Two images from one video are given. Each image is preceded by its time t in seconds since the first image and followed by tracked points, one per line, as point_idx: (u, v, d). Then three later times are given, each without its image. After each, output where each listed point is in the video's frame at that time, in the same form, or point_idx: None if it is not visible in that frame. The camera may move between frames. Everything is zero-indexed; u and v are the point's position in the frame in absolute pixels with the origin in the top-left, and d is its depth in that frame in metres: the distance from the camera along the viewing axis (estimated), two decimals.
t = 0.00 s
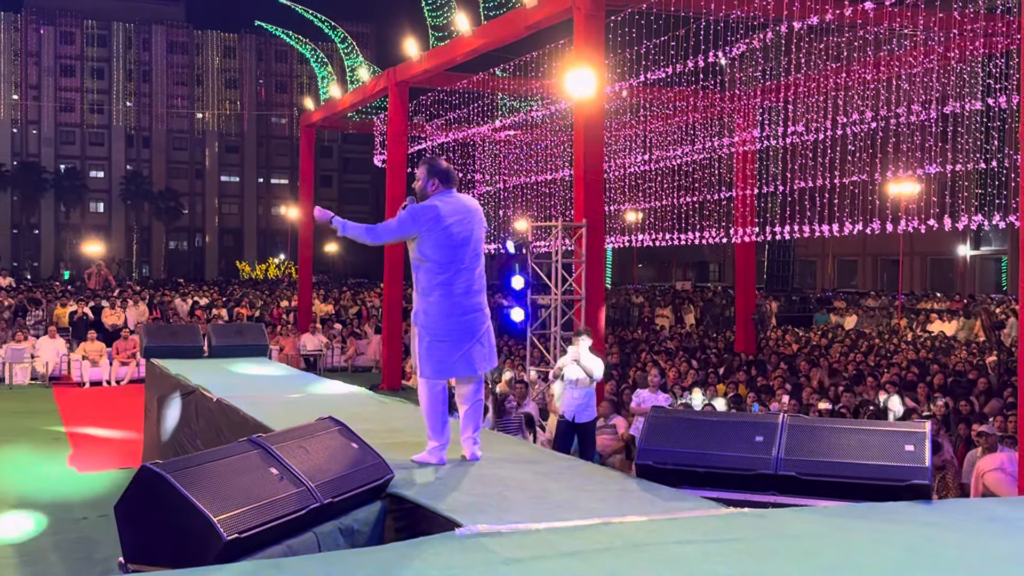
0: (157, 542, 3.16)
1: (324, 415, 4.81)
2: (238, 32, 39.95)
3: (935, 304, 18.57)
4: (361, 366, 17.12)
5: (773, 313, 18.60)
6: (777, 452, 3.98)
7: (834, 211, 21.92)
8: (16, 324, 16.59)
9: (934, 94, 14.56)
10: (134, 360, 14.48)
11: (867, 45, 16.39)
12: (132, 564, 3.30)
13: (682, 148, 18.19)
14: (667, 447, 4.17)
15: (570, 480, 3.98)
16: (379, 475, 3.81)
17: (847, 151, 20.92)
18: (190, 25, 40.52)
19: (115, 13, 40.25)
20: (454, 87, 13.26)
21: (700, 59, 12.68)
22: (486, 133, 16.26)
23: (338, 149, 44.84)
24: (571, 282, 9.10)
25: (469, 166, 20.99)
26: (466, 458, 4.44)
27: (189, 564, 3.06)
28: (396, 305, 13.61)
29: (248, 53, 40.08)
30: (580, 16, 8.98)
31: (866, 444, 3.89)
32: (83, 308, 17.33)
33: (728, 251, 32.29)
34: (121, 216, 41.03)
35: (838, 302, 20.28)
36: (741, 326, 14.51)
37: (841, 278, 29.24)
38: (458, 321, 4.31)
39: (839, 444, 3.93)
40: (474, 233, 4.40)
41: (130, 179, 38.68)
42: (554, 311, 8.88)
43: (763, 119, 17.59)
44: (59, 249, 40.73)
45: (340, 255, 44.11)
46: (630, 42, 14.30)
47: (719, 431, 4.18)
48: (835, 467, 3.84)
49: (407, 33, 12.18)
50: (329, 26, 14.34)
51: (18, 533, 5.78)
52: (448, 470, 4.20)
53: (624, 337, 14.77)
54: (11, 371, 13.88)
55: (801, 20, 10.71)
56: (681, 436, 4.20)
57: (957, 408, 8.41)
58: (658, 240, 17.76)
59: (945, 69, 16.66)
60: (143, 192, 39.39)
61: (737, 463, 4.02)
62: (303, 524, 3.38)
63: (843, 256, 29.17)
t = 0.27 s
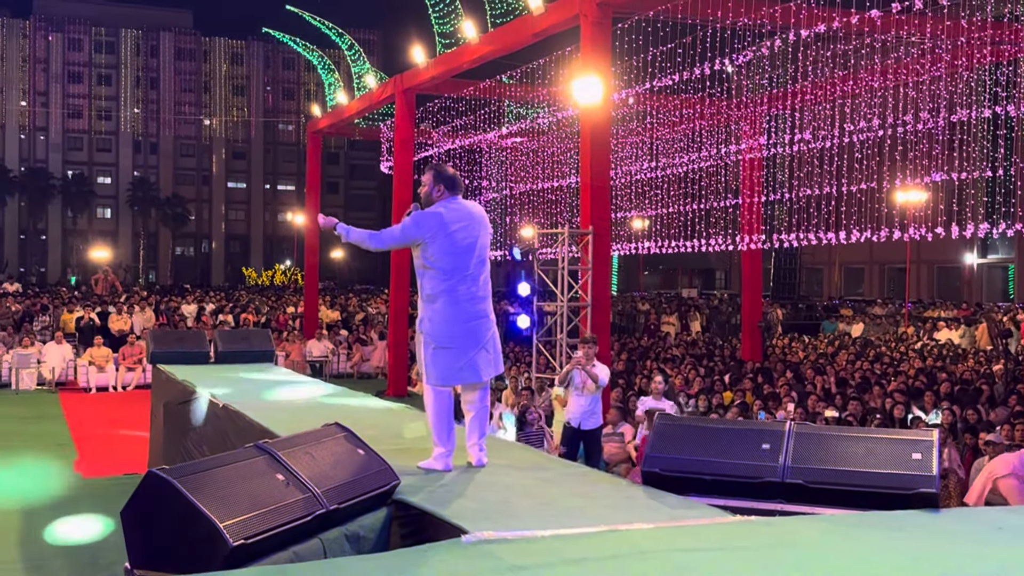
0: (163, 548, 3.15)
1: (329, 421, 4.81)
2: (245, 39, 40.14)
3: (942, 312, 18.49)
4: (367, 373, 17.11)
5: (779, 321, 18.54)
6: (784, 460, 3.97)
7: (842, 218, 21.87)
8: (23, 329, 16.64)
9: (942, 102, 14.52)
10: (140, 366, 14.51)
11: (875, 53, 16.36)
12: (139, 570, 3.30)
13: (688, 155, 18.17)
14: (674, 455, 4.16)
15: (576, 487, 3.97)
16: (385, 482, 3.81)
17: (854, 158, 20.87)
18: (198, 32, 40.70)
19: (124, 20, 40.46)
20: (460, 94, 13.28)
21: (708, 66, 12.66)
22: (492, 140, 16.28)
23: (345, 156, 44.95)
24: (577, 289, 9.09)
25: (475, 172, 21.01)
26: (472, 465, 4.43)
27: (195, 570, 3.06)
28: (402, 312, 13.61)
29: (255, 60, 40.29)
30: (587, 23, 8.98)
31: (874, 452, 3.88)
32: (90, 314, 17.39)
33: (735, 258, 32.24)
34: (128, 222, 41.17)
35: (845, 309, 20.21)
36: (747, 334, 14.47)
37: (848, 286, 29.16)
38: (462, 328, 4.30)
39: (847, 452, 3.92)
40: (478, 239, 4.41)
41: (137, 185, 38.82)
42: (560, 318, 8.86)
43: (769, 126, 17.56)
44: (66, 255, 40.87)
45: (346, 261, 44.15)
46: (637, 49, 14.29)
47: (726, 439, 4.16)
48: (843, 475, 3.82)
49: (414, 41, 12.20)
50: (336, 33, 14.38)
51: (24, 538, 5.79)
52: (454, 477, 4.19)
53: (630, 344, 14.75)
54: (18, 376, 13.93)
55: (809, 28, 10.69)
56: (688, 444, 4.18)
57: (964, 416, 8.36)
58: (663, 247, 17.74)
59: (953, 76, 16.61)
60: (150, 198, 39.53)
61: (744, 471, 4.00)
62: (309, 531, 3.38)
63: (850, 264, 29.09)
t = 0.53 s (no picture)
0: (166, 550, 3.15)
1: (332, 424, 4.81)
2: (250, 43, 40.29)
3: (945, 317, 18.47)
4: (370, 376, 17.12)
5: (783, 325, 18.52)
6: (787, 464, 3.96)
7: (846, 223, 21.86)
8: (26, 332, 16.66)
9: (945, 106, 14.52)
10: (143, 369, 14.52)
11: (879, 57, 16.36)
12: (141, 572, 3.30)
13: (692, 160, 18.17)
14: (677, 459, 4.17)
15: (579, 491, 3.96)
16: (387, 485, 3.80)
17: (858, 162, 20.86)
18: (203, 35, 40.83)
19: (128, 24, 40.56)
20: (464, 97, 13.30)
21: (712, 71, 12.66)
22: (495, 144, 16.31)
23: (348, 159, 45.04)
24: (580, 293, 9.09)
25: (478, 176, 21.03)
26: (475, 467, 4.43)
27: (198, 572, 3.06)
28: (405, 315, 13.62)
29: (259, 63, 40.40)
30: (591, 26, 8.98)
31: (877, 457, 3.87)
32: (93, 317, 17.41)
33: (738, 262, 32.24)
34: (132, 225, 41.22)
35: (848, 314, 20.19)
36: (751, 339, 14.44)
37: (851, 291, 29.14)
38: (465, 331, 4.30)
39: (851, 456, 3.91)
40: (481, 241, 4.40)
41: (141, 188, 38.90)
42: (563, 322, 8.85)
43: (773, 131, 17.55)
44: (70, 257, 40.92)
45: (349, 265, 44.19)
46: (641, 54, 14.30)
47: (730, 442, 4.16)
48: (846, 479, 3.82)
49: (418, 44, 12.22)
50: (340, 37, 14.41)
51: (27, 540, 5.80)
52: (457, 480, 4.19)
53: (633, 348, 14.76)
54: (22, 378, 13.95)
55: (813, 32, 10.72)
56: (691, 448, 4.18)
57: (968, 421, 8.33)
58: (666, 251, 17.74)
59: (957, 81, 16.60)
60: (154, 201, 39.59)
61: (748, 475, 4.00)
62: (312, 532, 3.37)
63: (853, 269, 29.06)
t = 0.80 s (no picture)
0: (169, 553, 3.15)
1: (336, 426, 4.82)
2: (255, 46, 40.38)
3: (949, 322, 18.42)
4: (373, 379, 17.12)
5: (786, 330, 18.48)
6: (792, 469, 3.95)
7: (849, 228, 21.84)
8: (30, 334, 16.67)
9: (950, 110, 14.49)
10: (147, 371, 14.51)
11: (883, 61, 16.33)
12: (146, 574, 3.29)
13: (695, 164, 18.14)
14: (681, 463, 4.16)
15: (582, 494, 3.96)
16: (390, 488, 3.80)
17: (862, 166, 20.84)
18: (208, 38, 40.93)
19: (133, 27, 40.64)
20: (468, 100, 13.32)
21: (716, 74, 12.64)
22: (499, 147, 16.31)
23: (352, 162, 45.10)
24: (583, 297, 9.08)
25: (482, 179, 21.05)
26: (477, 470, 4.43)
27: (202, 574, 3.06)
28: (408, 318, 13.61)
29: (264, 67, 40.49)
30: (595, 31, 8.98)
31: (882, 462, 3.86)
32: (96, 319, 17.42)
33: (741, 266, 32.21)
34: (136, 228, 41.23)
35: (852, 319, 20.14)
36: (754, 343, 14.42)
37: (855, 295, 29.10)
38: (467, 333, 4.30)
39: (855, 461, 3.90)
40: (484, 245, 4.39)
41: (146, 191, 38.97)
42: (567, 326, 8.85)
43: (777, 135, 17.53)
44: (74, 259, 40.95)
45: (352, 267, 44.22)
46: (646, 58, 14.30)
47: (733, 446, 4.16)
48: (851, 483, 3.81)
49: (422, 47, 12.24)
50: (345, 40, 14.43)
51: (31, 542, 5.80)
52: (461, 483, 4.19)
53: (636, 351, 14.75)
54: (25, 380, 13.95)
55: (817, 36, 10.72)
56: (695, 452, 4.17)
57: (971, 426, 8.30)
58: (670, 255, 17.72)
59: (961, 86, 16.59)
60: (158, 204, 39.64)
61: (752, 479, 3.99)
62: (315, 535, 3.37)
63: (857, 273, 29.02)
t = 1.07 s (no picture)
0: (172, 553, 3.15)
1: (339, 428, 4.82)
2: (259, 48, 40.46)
3: (954, 325, 18.39)
4: (376, 381, 17.14)
5: (790, 333, 18.46)
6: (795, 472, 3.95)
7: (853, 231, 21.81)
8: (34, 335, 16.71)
9: (954, 113, 14.48)
10: (151, 372, 14.55)
11: (888, 64, 16.31)
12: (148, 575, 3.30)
13: (699, 167, 18.13)
14: (684, 465, 4.16)
15: (585, 497, 3.96)
16: (394, 490, 3.80)
17: (866, 169, 20.81)
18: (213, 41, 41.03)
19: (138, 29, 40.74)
20: (472, 103, 13.33)
21: (720, 78, 12.64)
22: (503, 150, 16.33)
23: (356, 165, 45.14)
24: (587, 300, 9.07)
25: (486, 182, 21.05)
26: (481, 473, 4.43)
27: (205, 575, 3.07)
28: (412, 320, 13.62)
29: (268, 69, 40.56)
30: (600, 34, 8.98)
31: (885, 465, 3.86)
32: (100, 320, 17.46)
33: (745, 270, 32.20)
34: (140, 229, 41.33)
35: (856, 322, 20.11)
36: (758, 346, 14.43)
37: (859, 298, 29.04)
38: (472, 336, 4.30)
39: (858, 464, 3.90)
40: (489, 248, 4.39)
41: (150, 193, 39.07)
42: (570, 328, 8.84)
43: (782, 138, 17.52)
44: (78, 261, 41.06)
45: (356, 270, 44.23)
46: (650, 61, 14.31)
47: (737, 449, 4.16)
48: (854, 487, 3.81)
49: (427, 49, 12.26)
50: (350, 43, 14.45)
51: (35, 543, 5.81)
52: (464, 485, 4.20)
53: (639, 354, 14.74)
54: (29, 381, 13.99)
55: (822, 39, 10.71)
56: (699, 455, 4.17)
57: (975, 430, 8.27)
58: (673, 258, 17.73)
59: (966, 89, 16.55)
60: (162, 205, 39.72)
61: (756, 482, 3.99)
62: (318, 537, 3.38)
63: (861, 276, 28.97)
